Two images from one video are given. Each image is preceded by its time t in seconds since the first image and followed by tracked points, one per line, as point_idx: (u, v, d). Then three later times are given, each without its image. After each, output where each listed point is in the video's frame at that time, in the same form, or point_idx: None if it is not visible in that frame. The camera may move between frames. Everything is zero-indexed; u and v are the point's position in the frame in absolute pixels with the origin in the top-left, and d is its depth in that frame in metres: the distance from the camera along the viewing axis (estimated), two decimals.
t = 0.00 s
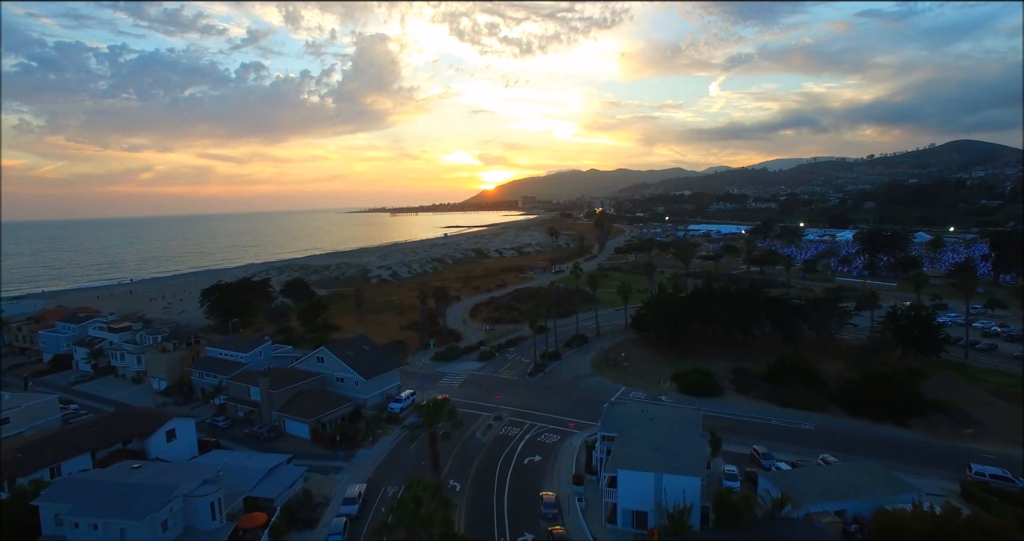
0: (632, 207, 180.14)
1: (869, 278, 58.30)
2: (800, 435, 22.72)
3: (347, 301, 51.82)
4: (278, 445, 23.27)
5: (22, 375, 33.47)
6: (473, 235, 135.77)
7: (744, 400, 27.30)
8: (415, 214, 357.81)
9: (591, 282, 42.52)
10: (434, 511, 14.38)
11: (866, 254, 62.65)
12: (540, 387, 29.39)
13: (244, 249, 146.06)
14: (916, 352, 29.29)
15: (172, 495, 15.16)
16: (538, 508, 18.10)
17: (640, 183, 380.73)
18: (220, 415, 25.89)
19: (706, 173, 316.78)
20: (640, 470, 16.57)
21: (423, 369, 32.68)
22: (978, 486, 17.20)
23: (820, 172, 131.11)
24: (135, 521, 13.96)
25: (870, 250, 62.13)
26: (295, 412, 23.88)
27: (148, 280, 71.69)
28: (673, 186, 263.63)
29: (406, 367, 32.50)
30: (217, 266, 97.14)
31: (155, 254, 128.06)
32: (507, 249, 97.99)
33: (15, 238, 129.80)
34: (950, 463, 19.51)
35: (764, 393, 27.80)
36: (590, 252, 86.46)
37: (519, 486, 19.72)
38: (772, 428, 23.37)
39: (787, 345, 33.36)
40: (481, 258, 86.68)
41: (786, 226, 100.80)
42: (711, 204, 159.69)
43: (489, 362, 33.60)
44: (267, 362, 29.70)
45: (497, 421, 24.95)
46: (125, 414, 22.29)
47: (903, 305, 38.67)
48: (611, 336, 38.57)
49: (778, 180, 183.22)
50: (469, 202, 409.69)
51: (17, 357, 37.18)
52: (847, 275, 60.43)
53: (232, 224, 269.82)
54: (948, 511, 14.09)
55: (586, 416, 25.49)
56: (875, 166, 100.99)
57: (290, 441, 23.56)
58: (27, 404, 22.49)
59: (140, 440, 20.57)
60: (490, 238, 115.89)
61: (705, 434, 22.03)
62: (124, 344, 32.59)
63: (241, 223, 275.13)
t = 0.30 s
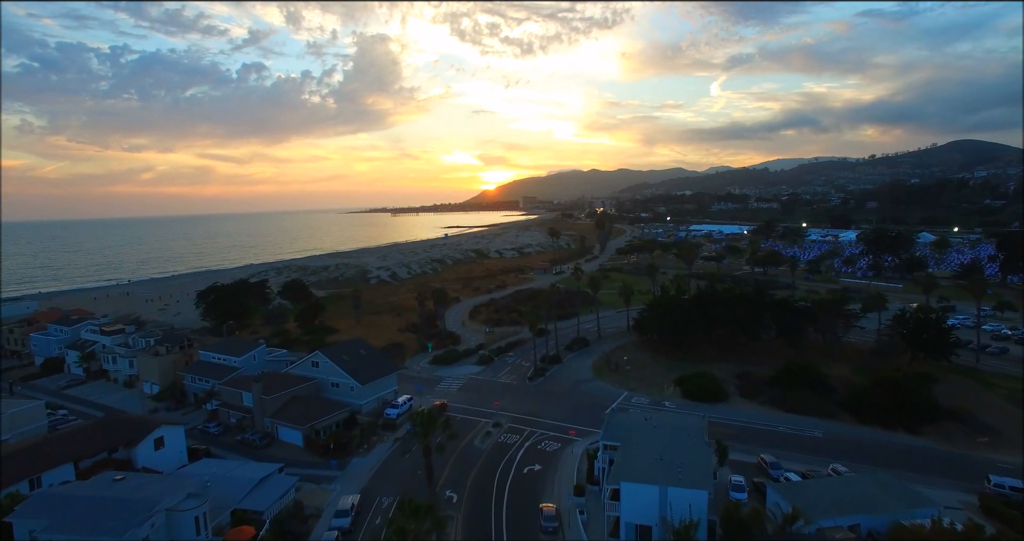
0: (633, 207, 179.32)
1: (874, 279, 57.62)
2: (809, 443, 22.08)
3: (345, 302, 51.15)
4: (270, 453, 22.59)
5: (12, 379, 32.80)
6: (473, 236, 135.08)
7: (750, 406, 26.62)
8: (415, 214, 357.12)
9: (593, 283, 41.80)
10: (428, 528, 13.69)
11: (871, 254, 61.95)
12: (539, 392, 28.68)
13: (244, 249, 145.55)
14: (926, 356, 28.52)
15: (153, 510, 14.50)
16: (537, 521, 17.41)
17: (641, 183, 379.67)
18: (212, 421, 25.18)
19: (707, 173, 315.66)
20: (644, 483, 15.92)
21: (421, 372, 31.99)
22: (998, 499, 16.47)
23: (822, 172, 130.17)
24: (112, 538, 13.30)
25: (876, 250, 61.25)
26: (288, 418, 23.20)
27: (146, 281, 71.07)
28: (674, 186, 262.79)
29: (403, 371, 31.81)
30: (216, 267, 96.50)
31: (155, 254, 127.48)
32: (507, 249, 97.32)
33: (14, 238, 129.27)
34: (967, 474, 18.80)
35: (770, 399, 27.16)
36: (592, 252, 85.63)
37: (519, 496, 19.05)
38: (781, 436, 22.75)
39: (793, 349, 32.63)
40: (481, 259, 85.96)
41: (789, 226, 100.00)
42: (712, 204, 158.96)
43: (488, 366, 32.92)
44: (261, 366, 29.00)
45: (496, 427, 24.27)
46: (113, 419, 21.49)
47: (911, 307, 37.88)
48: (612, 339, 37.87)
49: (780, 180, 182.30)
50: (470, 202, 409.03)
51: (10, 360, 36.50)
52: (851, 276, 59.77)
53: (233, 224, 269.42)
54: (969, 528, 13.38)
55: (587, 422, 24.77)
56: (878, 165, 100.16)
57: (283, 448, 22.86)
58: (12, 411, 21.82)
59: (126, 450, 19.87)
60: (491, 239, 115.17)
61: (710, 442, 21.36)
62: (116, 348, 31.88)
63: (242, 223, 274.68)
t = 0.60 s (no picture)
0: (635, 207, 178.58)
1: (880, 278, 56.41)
2: (820, 453, 21.38)
3: (344, 304, 50.52)
4: (263, 461, 21.91)
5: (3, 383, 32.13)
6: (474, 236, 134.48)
7: (757, 412, 25.95)
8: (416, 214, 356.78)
9: (595, 285, 41.13)
10: None
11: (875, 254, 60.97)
12: (540, 397, 27.97)
13: (244, 249, 144.96)
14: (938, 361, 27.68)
15: (133, 527, 13.81)
16: (538, 535, 16.75)
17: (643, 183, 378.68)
18: (204, 427, 24.49)
19: (709, 173, 313.92)
20: (649, 497, 15.34)
21: (419, 377, 31.34)
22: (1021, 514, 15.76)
23: (825, 172, 129.32)
24: None
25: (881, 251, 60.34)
26: (281, 426, 22.54)
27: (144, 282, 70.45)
28: (676, 186, 261.94)
29: (401, 376, 31.16)
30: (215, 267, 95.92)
31: (155, 254, 127.03)
32: (508, 250, 96.73)
33: (14, 237, 128.89)
34: (987, 487, 18.07)
35: (778, 404, 26.44)
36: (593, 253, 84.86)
37: (519, 508, 18.39)
38: (790, 445, 22.05)
39: (801, 353, 31.88)
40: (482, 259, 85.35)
41: (792, 226, 99.19)
42: (715, 204, 158.26)
43: (488, 370, 32.25)
44: (255, 370, 28.32)
45: (496, 435, 23.59)
46: (91, 427, 20.11)
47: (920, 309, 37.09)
48: (615, 342, 37.18)
49: (782, 179, 181.40)
50: (471, 202, 408.44)
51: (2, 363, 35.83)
52: (857, 276, 58.74)
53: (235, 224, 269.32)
54: None
55: (589, 430, 24.06)
56: (881, 165, 99.38)
57: (276, 456, 22.18)
58: None
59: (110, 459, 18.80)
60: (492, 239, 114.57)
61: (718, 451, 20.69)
62: (108, 351, 31.13)
63: (243, 223, 274.56)
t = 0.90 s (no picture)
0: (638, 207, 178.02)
1: (887, 280, 57.08)
2: (833, 465, 20.62)
3: (343, 306, 49.83)
4: (255, 471, 21.15)
5: None
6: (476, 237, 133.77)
7: (766, 422, 25.11)
8: (419, 214, 356.93)
9: (598, 287, 40.34)
10: None
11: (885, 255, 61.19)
12: (541, 404, 27.16)
13: (245, 250, 144.41)
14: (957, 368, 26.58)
15: None
16: None
17: (646, 183, 377.35)
18: (195, 435, 23.71)
19: (712, 173, 313.04)
20: (658, 515, 14.63)
21: (417, 382, 30.56)
22: None
23: (829, 173, 128.09)
24: None
25: (890, 252, 59.40)
26: (273, 434, 21.77)
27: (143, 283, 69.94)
28: (679, 186, 261.10)
29: (399, 381, 30.38)
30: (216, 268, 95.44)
31: (157, 255, 126.68)
32: (510, 250, 96.03)
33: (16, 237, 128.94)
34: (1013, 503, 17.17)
35: (788, 413, 25.62)
36: (596, 254, 83.95)
37: (519, 522, 17.58)
38: (802, 457, 21.28)
39: (811, 359, 30.97)
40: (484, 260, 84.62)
41: (797, 227, 98.18)
42: (718, 204, 157.41)
43: (489, 375, 31.45)
44: (249, 376, 27.55)
45: (496, 444, 22.79)
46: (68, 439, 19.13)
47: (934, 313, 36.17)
48: (618, 345, 36.38)
49: (785, 179, 180.42)
50: (473, 203, 408.15)
51: None
52: (864, 277, 59.55)
53: (238, 225, 269.25)
54: None
55: (593, 438, 23.22)
56: (886, 165, 98.48)
57: (268, 467, 21.39)
58: None
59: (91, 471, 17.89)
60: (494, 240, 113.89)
61: (728, 463, 19.91)
62: (100, 355, 30.34)
63: (246, 224, 274.35)
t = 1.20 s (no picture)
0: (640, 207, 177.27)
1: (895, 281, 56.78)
2: (847, 476, 19.86)
3: (342, 308, 49.18)
4: (247, 480, 20.44)
5: None
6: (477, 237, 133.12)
7: (776, 429, 24.29)
8: (420, 214, 356.37)
9: (600, 289, 39.57)
10: None
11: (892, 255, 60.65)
12: (543, 410, 26.42)
13: (246, 250, 144.05)
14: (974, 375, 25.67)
15: None
16: None
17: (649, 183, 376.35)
18: (187, 442, 23.01)
19: (714, 173, 311.76)
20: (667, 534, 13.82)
21: (417, 387, 29.84)
22: None
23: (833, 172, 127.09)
24: None
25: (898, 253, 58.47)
26: (266, 442, 21.07)
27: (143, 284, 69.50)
28: (681, 186, 260.19)
29: (397, 386, 29.67)
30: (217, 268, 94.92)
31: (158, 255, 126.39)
32: (512, 251, 95.35)
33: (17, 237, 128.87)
34: None
35: (798, 420, 24.79)
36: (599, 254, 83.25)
37: (520, 536, 16.83)
38: (815, 468, 20.49)
39: (821, 364, 30.13)
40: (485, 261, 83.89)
41: (802, 227, 97.27)
42: (721, 204, 156.58)
43: (490, 380, 30.72)
44: (243, 381, 26.85)
45: (496, 453, 22.05)
46: (53, 447, 18.34)
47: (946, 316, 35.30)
48: (622, 349, 35.62)
49: (788, 179, 179.42)
50: (475, 203, 407.54)
51: None
52: (871, 278, 59.31)
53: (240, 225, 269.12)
54: None
55: (597, 447, 22.46)
56: (890, 165, 97.58)
57: (261, 475, 20.68)
58: None
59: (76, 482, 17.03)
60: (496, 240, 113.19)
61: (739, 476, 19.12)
62: (93, 358, 29.55)
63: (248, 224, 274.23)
